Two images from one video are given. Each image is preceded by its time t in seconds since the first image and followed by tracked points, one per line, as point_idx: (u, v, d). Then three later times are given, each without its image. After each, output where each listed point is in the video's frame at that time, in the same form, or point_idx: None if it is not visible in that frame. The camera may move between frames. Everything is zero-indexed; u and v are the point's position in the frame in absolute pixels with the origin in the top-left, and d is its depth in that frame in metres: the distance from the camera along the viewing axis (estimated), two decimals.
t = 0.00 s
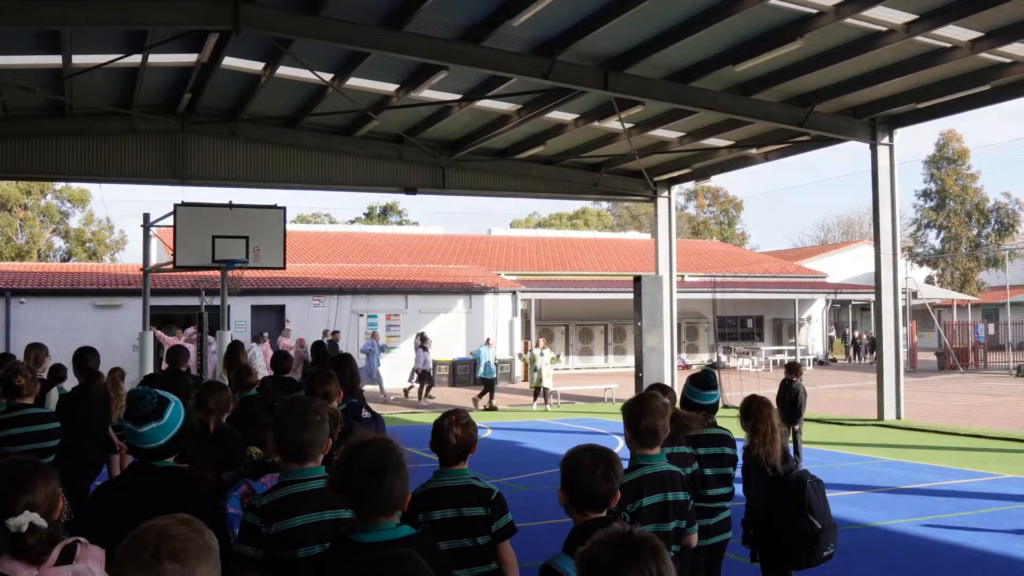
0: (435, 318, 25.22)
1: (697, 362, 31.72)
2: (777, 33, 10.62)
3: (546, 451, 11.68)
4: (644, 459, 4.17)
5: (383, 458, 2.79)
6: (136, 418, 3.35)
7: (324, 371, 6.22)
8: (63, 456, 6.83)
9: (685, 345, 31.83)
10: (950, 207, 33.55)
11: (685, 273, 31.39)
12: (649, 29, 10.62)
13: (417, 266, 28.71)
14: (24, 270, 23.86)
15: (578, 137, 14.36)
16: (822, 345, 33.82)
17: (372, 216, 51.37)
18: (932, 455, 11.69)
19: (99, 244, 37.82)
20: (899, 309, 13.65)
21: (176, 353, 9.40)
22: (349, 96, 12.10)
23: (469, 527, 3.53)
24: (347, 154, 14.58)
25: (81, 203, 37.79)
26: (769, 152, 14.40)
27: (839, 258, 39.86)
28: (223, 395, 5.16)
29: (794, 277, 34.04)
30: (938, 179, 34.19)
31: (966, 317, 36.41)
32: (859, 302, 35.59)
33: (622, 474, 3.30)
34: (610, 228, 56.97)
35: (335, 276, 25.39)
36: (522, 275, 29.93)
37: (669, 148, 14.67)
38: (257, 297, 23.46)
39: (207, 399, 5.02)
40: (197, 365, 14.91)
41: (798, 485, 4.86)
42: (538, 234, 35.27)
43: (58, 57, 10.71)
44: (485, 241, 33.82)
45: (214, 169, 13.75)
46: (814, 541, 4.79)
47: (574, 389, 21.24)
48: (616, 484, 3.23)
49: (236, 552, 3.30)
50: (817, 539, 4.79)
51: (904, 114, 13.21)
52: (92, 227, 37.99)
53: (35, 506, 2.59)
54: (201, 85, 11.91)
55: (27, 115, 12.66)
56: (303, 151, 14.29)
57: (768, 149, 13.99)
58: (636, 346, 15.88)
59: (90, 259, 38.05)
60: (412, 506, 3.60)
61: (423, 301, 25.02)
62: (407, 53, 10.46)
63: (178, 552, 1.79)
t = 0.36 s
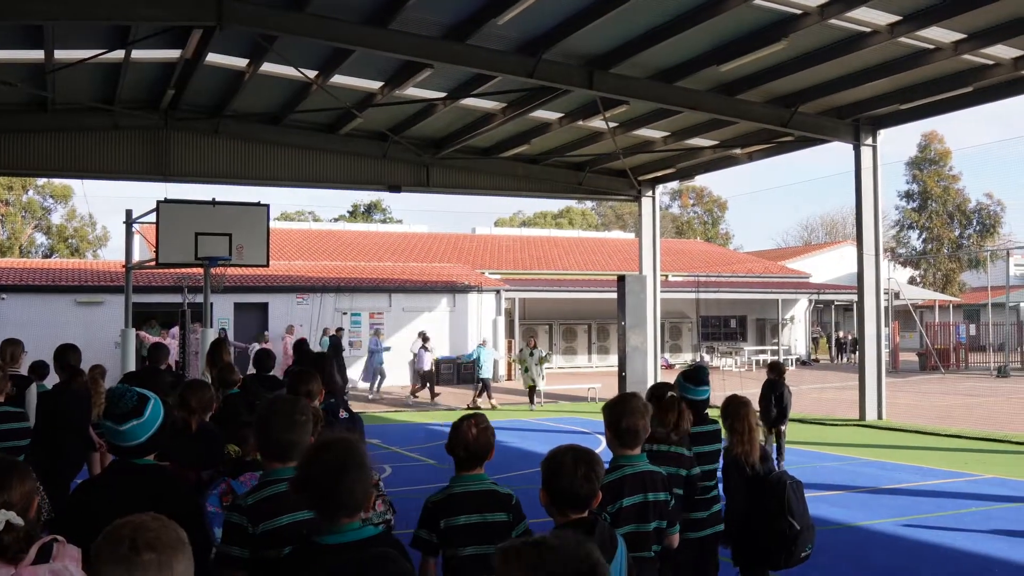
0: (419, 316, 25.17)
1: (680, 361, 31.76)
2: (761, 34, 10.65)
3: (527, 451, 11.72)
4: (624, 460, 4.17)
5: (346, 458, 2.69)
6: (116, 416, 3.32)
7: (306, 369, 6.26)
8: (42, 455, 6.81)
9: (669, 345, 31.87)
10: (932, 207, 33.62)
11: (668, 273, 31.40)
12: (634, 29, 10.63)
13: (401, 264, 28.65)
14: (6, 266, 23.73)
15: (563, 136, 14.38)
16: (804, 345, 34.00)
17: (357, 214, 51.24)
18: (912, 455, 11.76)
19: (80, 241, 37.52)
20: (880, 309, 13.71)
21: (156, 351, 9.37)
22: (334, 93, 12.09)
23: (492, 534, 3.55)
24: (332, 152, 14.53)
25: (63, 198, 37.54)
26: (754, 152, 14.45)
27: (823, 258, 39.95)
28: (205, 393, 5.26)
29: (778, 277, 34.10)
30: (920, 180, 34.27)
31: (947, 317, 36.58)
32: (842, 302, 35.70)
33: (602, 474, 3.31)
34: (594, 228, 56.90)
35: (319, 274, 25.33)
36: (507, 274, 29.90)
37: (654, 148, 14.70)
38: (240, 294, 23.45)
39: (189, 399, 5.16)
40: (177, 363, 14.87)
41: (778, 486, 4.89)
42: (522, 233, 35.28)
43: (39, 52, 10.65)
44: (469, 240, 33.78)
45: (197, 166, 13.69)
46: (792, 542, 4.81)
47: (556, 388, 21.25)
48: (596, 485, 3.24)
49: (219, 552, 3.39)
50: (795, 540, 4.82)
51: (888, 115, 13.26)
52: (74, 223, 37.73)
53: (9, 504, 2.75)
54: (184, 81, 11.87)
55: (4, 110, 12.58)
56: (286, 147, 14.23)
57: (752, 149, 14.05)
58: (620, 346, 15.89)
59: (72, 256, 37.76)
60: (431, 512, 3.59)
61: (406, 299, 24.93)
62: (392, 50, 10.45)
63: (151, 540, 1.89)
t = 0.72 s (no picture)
0: (410, 319, 25.14)
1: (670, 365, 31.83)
2: (752, 39, 10.69)
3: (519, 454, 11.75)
4: (615, 464, 4.22)
5: (333, 464, 2.62)
6: (103, 421, 3.39)
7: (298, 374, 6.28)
8: (31, 458, 6.81)
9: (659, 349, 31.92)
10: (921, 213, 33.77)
11: (659, 277, 31.44)
12: (625, 33, 10.66)
13: (392, 267, 28.65)
14: None
15: (554, 140, 14.41)
16: (794, 349, 34.15)
17: (348, 217, 51.20)
18: (901, 459, 11.83)
19: (70, 242, 37.33)
20: (870, 313, 13.78)
21: (146, 354, 9.35)
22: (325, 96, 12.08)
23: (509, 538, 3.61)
24: (323, 155, 14.53)
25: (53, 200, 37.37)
26: (744, 157, 14.51)
27: (813, 263, 40.09)
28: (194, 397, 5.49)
29: (768, 281, 34.21)
30: (909, 185, 34.44)
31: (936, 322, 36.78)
32: (831, 306, 35.84)
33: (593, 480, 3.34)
34: (585, 232, 56.96)
35: (310, 277, 25.31)
36: (497, 277, 29.90)
37: (645, 152, 14.75)
38: (230, 297, 23.37)
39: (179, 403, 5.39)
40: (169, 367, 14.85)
41: (770, 491, 4.90)
42: (513, 237, 35.32)
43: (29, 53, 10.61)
44: (461, 243, 33.78)
45: (187, 168, 13.67)
46: (784, 546, 4.81)
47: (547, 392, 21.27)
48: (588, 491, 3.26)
49: (209, 557, 3.41)
50: (787, 544, 4.82)
51: (878, 121, 13.34)
52: (64, 225, 37.55)
53: None
54: (175, 84, 11.84)
55: None
56: (276, 150, 14.23)
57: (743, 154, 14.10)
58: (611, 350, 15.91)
59: (62, 258, 37.58)
60: (446, 514, 3.64)
61: (396, 303, 24.90)
62: (383, 53, 10.45)
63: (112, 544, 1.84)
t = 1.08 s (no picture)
0: (407, 325, 25.12)
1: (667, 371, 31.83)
2: (748, 44, 10.70)
3: (515, 460, 11.74)
4: (612, 471, 4.21)
5: (330, 472, 2.70)
6: (97, 428, 3.39)
7: (294, 382, 6.30)
8: (25, 468, 6.82)
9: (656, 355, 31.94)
10: (918, 217, 33.80)
11: (655, 282, 31.46)
12: (621, 39, 10.66)
13: (389, 273, 28.65)
14: None
15: (550, 146, 14.42)
16: (792, 354, 34.21)
17: (344, 222, 51.29)
18: (897, 464, 11.82)
19: (67, 248, 37.29)
20: (866, 318, 13.77)
21: (141, 361, 9.37)
22: (321, 102, 12.10)
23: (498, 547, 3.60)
24: (320, 161, 14.51)
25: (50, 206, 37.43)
26: (741, 162, 14.52)
27: (809, 268, 40.12)
28: (188, 404, 5.48)
29: (764, 286, 34.25)
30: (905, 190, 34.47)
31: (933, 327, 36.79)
32: (829, 311, 35.85)
33: (591, 486, 3.33)
34: (582, 237, 57.00)
35: (307, 283, 25.32)
36: (494, 283, 29.91)
37: (641, 157, 14.77)
38: (228, 303, 23.36)
39: (174, 410, 5.42)
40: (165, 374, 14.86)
41: (772, 496, 4.82)
42: (510, 242, 35.35)
43: (26, 60, 10.63)
44: (458, 248, 33.80)
45: (184, 175, 13.72)
46: (789, 550, 4.74)
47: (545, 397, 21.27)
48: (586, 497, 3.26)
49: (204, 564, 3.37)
50: (792, 548, 4.76)
51: (874, 126, 13.35)
52: (60, 231, 37.56)
53: None
54: (172, 90, 11.84)
55: None
56: (274, 156, 14.22)
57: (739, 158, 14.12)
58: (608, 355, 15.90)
59: (58, 264, 37.54)
60: (435, 527, 3.61)
61: (393, 308, 24.90)
62: (379, 59, 10.46)
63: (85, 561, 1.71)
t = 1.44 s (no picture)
0: (406, 330, 25.12)
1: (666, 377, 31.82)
2: (746, 50, 10.72)
3: (514, 466, 11.74)
4: (611, 477, 4.21)
5: (331, 478, 2.72)
6: (92, 436, 3.45)
7: (293, 388, 6.31)
8: (23, 474, 6.81)
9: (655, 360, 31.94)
10: (917, 223, 33.82)
11: (654, 288, 31.48)
12: (620, 44, 10.68)
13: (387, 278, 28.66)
14: None
15: (549, 152, 14.44)
16: (791, 360, 34.24)
17: (343, 228, 51.35)
18: (896, 469, 11.82)
19: (66, 254, 37.25)
20: (865, 324, 13.77)
21: (140, 367, 9.37)
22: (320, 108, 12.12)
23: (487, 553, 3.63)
24: (319, 167, 14.54)
25: (48, 212, 37.41)
26: (739, 167, 14.55)
27: (807, 273, 40.16)
28: (187, 410, 5.49)
29: (763, 291, 34.27)
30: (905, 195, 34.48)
31: (932, 332, 36.79)
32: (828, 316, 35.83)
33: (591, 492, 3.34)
34: (581, 242, 57.04)
35: (306, 289, 25.32)
36: (494, 288, 29.92)
37: (640, 163, 14.79)
38: (227, 308, 23.35)
39: (172, 415, 5.43)
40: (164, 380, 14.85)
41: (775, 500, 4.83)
42: (509, 248, 35.37)
43: (24, 66, 10.65)
44: (457, 254, 33.82)
45: (183, 180, 13.68)
46: (793, 556, 4.76)
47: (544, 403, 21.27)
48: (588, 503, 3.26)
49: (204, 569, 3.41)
50: (796, 553, 4.78)
51: (872, 131, 13.37)
52: (59, 237, 37.53)
53: None
54: (171, 96, 11.85)
55: None
56: (273, 162, 14.24)
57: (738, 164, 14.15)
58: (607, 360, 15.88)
59: (57, 270, 37.50)
60: (425, 533, 3.64)
61: (392, 314, 24.89)
62: (378, 65, 10.48)
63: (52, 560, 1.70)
